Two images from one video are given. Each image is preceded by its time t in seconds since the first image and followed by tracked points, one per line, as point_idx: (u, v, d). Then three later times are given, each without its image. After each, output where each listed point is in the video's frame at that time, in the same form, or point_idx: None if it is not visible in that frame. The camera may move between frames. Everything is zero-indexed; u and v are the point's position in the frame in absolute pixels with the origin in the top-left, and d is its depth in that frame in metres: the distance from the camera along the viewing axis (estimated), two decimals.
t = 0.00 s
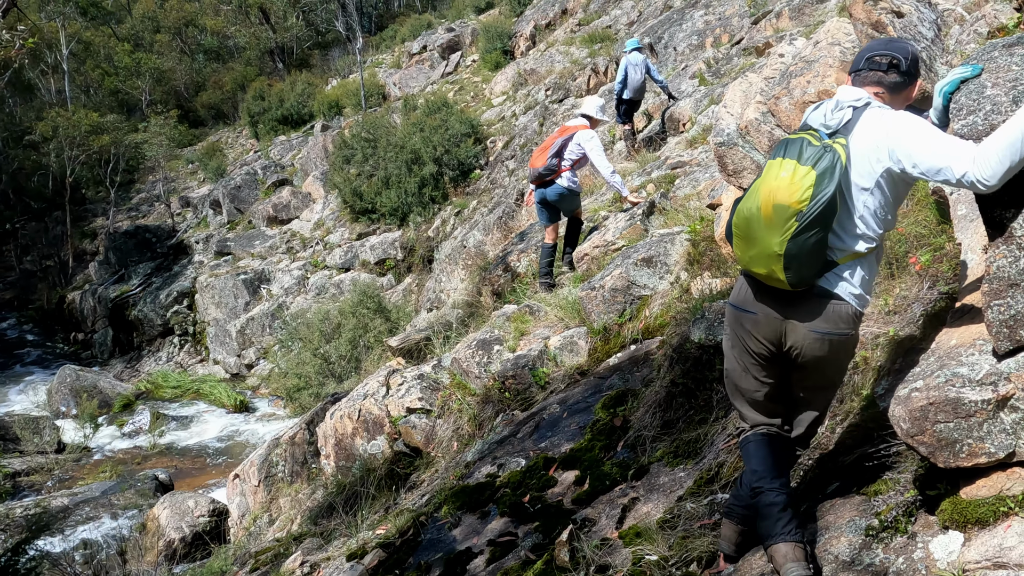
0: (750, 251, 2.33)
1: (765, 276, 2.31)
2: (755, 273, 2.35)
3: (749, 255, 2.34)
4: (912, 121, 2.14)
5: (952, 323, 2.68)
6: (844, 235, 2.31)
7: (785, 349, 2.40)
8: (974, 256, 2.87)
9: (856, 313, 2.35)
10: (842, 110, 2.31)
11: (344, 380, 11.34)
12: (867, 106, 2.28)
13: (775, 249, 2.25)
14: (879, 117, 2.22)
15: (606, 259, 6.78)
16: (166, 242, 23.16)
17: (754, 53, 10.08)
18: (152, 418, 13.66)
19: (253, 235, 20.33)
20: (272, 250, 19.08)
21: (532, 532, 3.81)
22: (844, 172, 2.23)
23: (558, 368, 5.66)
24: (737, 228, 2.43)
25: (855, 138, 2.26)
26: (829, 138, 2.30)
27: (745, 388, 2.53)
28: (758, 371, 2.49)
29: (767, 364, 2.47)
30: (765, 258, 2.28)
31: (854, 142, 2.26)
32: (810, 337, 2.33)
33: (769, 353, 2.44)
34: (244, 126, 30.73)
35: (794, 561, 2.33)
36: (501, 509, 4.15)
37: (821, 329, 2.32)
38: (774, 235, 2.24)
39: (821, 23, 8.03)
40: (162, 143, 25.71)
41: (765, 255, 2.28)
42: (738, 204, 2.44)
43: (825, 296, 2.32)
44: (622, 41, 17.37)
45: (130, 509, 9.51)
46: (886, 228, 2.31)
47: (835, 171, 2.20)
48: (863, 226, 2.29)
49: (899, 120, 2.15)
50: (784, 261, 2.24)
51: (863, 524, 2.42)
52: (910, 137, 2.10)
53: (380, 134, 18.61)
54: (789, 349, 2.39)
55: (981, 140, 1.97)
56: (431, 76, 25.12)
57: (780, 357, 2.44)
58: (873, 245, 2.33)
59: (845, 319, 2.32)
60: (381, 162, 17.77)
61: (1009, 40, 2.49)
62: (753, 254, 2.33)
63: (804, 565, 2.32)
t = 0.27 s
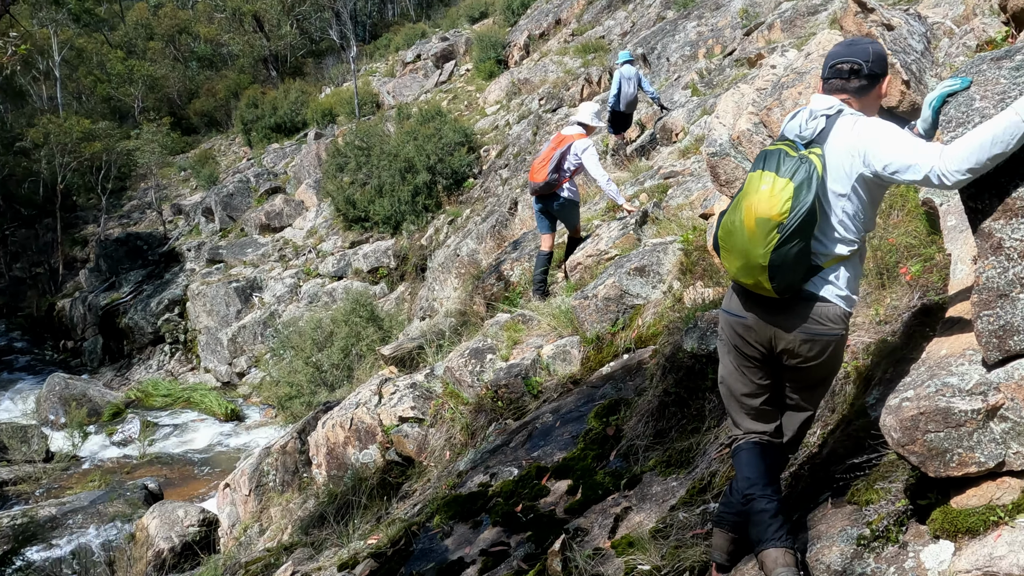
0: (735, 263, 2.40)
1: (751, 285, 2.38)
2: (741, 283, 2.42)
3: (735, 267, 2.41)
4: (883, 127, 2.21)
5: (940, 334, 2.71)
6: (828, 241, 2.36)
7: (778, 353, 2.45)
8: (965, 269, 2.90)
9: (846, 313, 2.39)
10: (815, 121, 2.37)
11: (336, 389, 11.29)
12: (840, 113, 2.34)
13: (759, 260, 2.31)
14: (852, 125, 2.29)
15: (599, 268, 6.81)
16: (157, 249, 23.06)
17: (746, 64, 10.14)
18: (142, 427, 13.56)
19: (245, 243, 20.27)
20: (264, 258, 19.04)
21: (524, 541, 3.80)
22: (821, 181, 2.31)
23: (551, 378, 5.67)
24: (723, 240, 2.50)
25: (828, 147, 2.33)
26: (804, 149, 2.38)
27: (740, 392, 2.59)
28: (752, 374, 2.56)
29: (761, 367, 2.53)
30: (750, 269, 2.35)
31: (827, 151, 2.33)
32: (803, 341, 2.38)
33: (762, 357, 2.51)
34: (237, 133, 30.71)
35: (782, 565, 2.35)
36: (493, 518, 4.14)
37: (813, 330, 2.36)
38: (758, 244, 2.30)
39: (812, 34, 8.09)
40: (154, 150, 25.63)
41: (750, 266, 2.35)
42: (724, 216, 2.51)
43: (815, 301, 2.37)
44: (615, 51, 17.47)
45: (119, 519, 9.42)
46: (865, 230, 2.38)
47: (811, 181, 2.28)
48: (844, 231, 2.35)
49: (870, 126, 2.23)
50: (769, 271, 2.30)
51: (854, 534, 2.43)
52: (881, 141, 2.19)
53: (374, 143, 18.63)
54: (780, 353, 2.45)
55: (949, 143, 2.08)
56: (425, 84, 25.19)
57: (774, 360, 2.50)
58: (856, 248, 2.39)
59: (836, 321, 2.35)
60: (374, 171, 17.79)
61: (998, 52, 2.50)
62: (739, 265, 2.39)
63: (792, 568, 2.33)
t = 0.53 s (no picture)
0: (715, 271, 2.51)
1: (732, 292, 2.48)
2: (722, 290, 2.53)
3: (715, 275, 2.52)
4: (857, 135, 2.29)
5: (930, 342, 2.73)
6: (807, 246, 2.45)
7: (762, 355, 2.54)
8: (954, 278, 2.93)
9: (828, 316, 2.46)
10: (791, 130, 2.44)
11: (329, 397, 11.25)
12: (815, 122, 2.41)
13: (736, 269, 2.42)
14: (826, 133, 2.36)
15: (591, 276, 6.83)
16: (148, 257, 22.96)
17: (737, 73, 10.20)
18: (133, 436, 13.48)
19: (237, 251, 20.22)
20: (256, 266, 18.99)
21: (517, 550, 3.80)
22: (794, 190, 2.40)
23: (544, 386, 5.67)
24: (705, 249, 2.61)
25: (804, 156, 2.41)
26: (780, 159, 2.46)
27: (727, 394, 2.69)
28: (738, 375, 2.66)
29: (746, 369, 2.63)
30: (728, 277, 2.46)
31: (802, 159, 2.42)
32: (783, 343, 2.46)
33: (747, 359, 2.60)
34: (229, 141, 30.67)
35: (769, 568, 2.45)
36: (486, 527, 4.13)
37: (794, 333, 2.44)
38: (735, 255, 2.41)
39: (802, 43, 8.16)
40: (146, 158, 25.55)
41: (728, 275, 2.46)
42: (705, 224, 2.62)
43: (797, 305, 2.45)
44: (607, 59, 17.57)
45: (109, 529, 9.35)
46: (843, 233, 2.45)
47: (784, 191, 2.37)
48: (820, 237, 2.43)
49: (844, 134, 2.31)
50: (747, 280, 2.41)
51: (846, 541, 2.44)
52: (855, 147, 2.26)
53: (366, 150, 18.64)
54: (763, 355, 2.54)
55: (921, 146, 2.14)
56: (417, 92, 25.24)
57: (759, 361, 2.59)
58: (835, 252, 2.46)
59: (815, 324, 2.43)
60: (367, 178, 17.80)
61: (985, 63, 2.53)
62: (718, 274, 2.50)
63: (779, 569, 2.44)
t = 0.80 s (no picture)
0: (699, 272, 2.58)
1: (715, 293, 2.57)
2: (706, 289, 2.61)
3: (699, 276, 2.60)
4: (842, 139, 2.33)
5: (919, 344, 2.75)
6: (788, 249, 2.53)
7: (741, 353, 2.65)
8: (943, 280, 2.95)
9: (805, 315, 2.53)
10: (777, 134, 2.50)
11: (322, 401, 11.21)
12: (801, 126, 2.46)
13: (719, 272, 2.50)
14: (811, 138, 2.41)
15: (584, 279, 6.84)
16: (141, 260, 22.86)
17: (730, 76, 10.23)
18: (125, 440, 13.41)
19: (230, 254, 20.15)
20: (249, 269, 18.93)
21: (510, 553, 3.79)
22: (777, 196, 2.46)
23: (536, 389, 5.67)
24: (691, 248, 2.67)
25: (789, 160, 2.47)
26: (766, 163, 2.52)
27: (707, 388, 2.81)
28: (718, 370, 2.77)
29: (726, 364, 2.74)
30: (712, 280, 2.54)
31: (787, 164, 2.47)
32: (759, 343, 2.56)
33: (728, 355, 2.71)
34: (222, 143, 30.58)
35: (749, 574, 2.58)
36: (479, 531, 4.12)
37: (771, 334, 2.52)
38: (719, 259, 2.48)
39: (795, 47, 8.19)
40: (138, 161, 25.45)
41: (712, 278, 2.53)
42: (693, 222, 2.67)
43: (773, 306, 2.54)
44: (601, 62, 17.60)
45: (100, 534, 9.29)
46: (826, 236, 2.51)
47: (768, 198, 2.43)
48: (802, 239, 2.50)
49: (830, 139, 2.36)
50: (730, 283, 2.49)
51: (836, 543, 2.45)
52: (840, 151, 2.30)
53: (360, 153, 18.61)
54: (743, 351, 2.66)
55: (906, 147, 2.16)
56: (411, 95, 25.22)
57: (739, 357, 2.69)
58: (816, 254, 2.53)
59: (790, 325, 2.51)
60: (360, 181, 17.78)
61: (972, 67, 2.54)
62: (703, 275, 2.58)
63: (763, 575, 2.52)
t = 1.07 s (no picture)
0: (680, 274, 2.62)
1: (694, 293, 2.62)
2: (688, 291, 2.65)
3: (680, 278, 2.64)
4: (825, 138, 2.36)
5: (913, 345, 2.76)
6: (768, 249, 2.56)
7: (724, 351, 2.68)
8: (936, 281, 2.95)
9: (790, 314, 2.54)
10: (757, 139, 2.52)
11: (317, 401, 11.19)
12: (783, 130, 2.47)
13: (697, 275, 2.54)
14: (792, 140, 2.43)
15: (580, 279, 6.85)
16: (135, 261, 22.78)
17: (724, 76, 10.24)
18: (119, 442, 13.36)
19: (225, 254, 20.09)
20: (244, 270, 18.88)
21: (505, 555, 3.79)
22: (753, 200, 2.49)
23: (532, 390, 5.67)
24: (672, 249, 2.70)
25: (769, 163, 2.49)
26: (744, 166, 2.54)
27: (695, 384, 2.86)
28: (704, 366, 2.82)
29: (712, 361, 2.79)
30: (691, 282, 2.58)
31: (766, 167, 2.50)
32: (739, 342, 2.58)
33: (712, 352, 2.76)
34: (216, 144, 30.51)
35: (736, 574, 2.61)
36: (475, 532, 4.12)
37: (751, 333, 2.55)
38: (695, 261, 2.52)
39: (789, 47, 8.20)
40: (133, 161, 25.37)
41: (690, 280, 2.58)
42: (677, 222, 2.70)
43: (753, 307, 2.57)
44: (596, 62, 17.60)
45: (95, 536, 9.26)
46: (809, 234, 2.54)
47: (743, 201, 2.46)
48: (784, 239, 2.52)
49: (811, 139, 2.39)
50: (706, 284, 2.54)
51: (831, 544, 2.46)
52: (824, 146, 2.33)
53: (355, 153, 18.58)
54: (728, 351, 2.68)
55: (889, 135, 2.20)
56: (406, 95, 25.18)
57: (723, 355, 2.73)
58: (799, 254, 2.55)
59: (773, 324, 2.53)
60: (356, 181, 17.75)
61: (965, 69, 2.54)
62: (683, 278, 2.62)
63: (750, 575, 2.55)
